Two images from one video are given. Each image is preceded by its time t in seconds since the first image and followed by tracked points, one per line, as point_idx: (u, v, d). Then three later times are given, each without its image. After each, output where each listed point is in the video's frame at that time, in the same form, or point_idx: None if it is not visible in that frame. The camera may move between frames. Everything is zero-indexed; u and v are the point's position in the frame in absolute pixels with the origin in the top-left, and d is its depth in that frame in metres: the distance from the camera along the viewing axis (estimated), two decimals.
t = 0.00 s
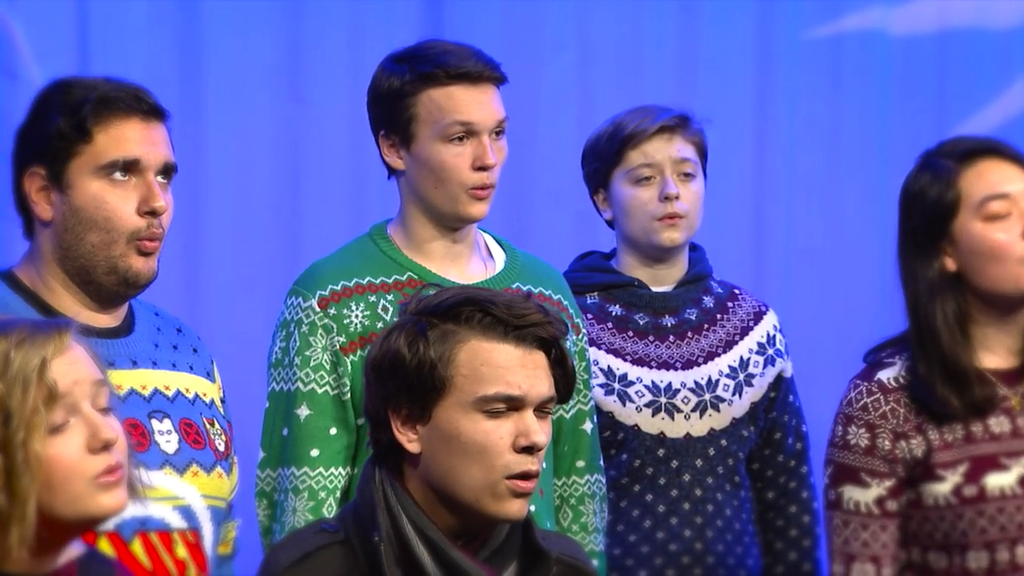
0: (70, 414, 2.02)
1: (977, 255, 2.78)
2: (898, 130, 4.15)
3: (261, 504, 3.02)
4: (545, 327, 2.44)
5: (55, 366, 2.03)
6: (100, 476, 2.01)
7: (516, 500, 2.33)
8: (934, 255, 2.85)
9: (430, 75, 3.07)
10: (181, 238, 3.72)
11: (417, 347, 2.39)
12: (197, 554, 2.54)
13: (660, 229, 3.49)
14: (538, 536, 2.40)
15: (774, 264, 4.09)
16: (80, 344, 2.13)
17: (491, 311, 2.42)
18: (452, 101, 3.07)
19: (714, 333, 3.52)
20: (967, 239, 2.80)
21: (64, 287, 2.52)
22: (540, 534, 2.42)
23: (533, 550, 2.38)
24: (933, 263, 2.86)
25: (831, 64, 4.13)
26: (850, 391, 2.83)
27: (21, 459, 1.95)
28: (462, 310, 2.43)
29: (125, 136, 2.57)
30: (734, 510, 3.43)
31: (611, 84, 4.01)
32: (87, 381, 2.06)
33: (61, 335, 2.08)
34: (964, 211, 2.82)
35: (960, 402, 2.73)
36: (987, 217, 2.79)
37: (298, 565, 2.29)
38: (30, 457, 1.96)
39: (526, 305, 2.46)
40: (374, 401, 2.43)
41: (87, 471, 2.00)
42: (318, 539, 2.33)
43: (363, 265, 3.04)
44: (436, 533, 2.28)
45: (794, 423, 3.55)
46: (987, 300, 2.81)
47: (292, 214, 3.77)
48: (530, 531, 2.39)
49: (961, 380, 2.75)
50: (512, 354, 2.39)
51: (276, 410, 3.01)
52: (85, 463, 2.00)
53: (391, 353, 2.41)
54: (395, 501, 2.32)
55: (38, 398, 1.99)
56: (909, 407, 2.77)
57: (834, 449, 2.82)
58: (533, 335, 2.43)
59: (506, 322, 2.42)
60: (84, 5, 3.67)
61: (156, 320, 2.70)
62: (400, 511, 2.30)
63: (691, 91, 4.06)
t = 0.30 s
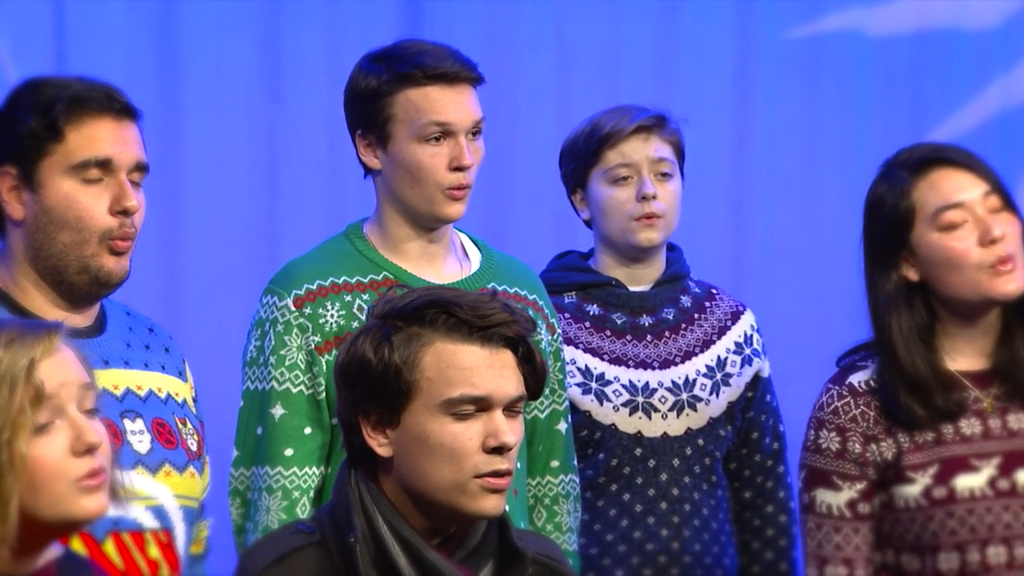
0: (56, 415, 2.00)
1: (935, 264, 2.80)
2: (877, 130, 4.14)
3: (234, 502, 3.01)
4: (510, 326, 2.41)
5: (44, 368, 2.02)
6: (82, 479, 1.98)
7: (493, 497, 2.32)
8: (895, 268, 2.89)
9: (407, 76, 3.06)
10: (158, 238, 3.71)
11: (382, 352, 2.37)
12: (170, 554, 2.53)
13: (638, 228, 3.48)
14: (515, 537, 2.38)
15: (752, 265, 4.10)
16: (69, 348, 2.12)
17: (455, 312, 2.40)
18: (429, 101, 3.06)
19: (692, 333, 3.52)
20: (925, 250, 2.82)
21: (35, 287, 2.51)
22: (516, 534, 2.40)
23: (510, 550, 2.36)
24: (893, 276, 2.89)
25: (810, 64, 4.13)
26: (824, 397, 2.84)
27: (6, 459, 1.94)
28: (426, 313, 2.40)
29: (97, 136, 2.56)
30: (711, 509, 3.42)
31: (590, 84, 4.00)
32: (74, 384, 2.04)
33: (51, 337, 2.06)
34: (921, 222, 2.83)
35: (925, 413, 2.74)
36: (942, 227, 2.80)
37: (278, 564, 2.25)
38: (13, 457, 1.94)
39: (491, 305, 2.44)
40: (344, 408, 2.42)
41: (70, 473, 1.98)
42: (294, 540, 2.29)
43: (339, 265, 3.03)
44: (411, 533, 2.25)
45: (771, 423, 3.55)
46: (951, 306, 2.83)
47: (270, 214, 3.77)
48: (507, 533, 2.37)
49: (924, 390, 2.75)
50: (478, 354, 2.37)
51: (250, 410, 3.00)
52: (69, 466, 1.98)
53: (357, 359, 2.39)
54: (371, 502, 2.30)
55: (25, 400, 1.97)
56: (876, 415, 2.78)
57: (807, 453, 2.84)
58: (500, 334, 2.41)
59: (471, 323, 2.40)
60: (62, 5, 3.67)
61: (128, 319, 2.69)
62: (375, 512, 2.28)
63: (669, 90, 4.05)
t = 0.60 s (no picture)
0: (24, 409, 1.98)
1: (914, 255, 2.82)
2: (852, 131, 4.16)
3: (207, 503, 3.00)
4: (481, 329, 2.38)
5: (14, 361, 2.01)
6: (46, 475, 1.95)
7: (459, 503, 2.30)
8: (874, 258, 2.91)
9: (383, 75, 3.05)
10: (132, 237, 3.70)
11: (351, 354, 2.35)
12: (140, 555, 2.50)
13: (613, 226, 3.48)
14: (491, 537, 2.37)
15: (729, 264, 4.10)
16: (48, 347, 2.10)
17: (425, 315, 2.37)
18: (404, 101, 3.05)
19: (667, 332, 3.52)
20: (903, 241, 2.84)
21: (4, 286, 2.49)
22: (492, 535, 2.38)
23: (485, 549, 2.35)
24: (871, 266, 2.92)
25: (785, 66, 4.14)
26: (805, 382, 2.83)
27: None
28: (396, 315, 2.37)
29: (70, 137, 2.55)
30: (685, 509, 3.43)
31: (565, 84, 4.01)
32: (47, 380, 2.02)
33: (28, 333, 2.06)
34: (899, 213, 2.86)
35: (905, 403, 2.74)
36: (921, 217, 2.82)
37: (254, 564, 2.23)
38: None
39: (462, 307, 2.41)
40: (316, 408, 2.39)
41: (34, 468, 1.95)
42: (269, 541, 2.27)
43: (313, 265, 3.02)
44: (388, 536, 2.23)
45: (745, 423, 3.55)
46: (933, 296, 2.84)
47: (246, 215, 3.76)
48: (482, 533, 2.35)
49: (902, 380, 2.75)
50: (447, 358, 2.34)
51: (224, 409, 2.99)
52: (34, 460, 1.95)
53: (327, 360, 2.36)
54: (346, 502, 2.27)
55: None
56: (856, 404, 2.78)
57: (786, 440, 2.84)
58: (469, 337, 2.38)
59: (440, 326, 2.37)
60: (36, 5, 3.66)
61: (98, 319, 2.68)
62: (350, 512, 2.25)
63: (646, 89, 4.06)
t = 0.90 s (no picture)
0: None
1: (916, 252, 2.80)
2: (827, 132, 4.17)
3: (185, 503, 2.98)
4: (459, 328, 2.36)
5: None
6: (11, 477, 1.92)
7: (435, 502, 2.27)
8: (875, 249, 2.88)
9: (361, 75, 3.05)
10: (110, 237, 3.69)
11: (328, 352, 2.32)
12: (112, 556, 2.48)
13: (590, 225, 3.48)
14: (469, 539, 2.35)
15: (705, 263, 4.10)
16: (17, 346, 2.04)
17: (402, 313, 2.35)
18: (382, 101, 3.05)
19: (645, 332, 3.52)
20: (907, 237, 2.82)
21: None
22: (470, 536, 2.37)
23: (462, 550, 2.33)
24: (874, 257, 2.88)
25: (761, 66, 4.15)
26: (784, 372, 2.82)
27: None
28: (374, 314, 2.35)
29: (41, 135, 2.55)
30: (664, 509, 3.43)
31: (542, 84, 4.01)
32: (12, 380, 1.97)
33: None
34: (907, 208, 2.83)
35: (889, 394, 2.74)
36: (929, 215, 2.80)
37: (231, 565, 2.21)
38: None
39: (442, 306, 2.38)
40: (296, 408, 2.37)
41: None
42: (248, 540, 2.25)
43: (291, 264, 3.02)
44: (366, 538, 2.22)
45: (723, 423, 3.56)
46: (926, 296, 2.83)
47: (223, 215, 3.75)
48: (460, 535, 2.34)
49: (892, 372, 2.76)
50: (423, 356, 2.32)
51: (202, 410, 2.97)
52: None
53: (305, 358, 2.34)
54: (323, 503, 2.26)
55: None
56: (843, 392, 2.78)
57: (765, 428, 2.81)
58: (447, 337, 2.35)
59: (418, 325, 2.34)
60: (11, 5, 3.66)
61: (73, 319, 2.68)
62: (328, 514, 2.24)
63: (623, 89, 4.06)
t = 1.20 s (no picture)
0: None
1: (913, 253, 2.79)
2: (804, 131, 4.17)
3: (163, 503, 2.91)
4: (458, 330, 2.29)
5: None
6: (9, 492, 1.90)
7: (423, 504, 2.20)
8: (873, 242, 2.85)
9: (339, 75, 2.99)
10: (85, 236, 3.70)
11: (328, 348, 2.23)
12: (88, 556, 2.51)
13: (571, 226, 3.48)
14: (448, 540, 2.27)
15: (683, 263, 4.10)
16: None
17: (404, 312, 2.27)
18: (361, 101, 2.99)
19: (625, 333, 3.52)
20: (906, 236, 2.80)
21: None
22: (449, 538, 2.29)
23: (440, 550, 2.25)
24: (872, 252, 2.85)
25: (738, 66, 4.15)
26: (756, 372, 2.81)
27: None
28: (374, 312, 2.27)
29: (14, 135, 2.54)
30: (645, 509, 3.42)
31: (520, 83, 4.01)
32: None
33: None
34: (910, 209, 2.82)
35: (867, 390, 2.75)
36: (931, 218, 2.79)
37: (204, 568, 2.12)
38: None
39: (440, 308, 2.31)
40: (285, 403, 2.27)
41: None
42: (224, 540, 2.17)
43: (270, 265, 2.95)
44: (345, 537, 2.15)
45: (703, 423, 3.55)
46: (910, 298, 2.83)
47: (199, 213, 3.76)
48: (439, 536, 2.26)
49: (875, 369, 2.78)
50: (424, 356, 2.24)
51: (180, 410, 2.91)
52: None
53: (302, 353, 2.24)
54: (303, 503, 2.17)
55: None
56: (819, 392, 2.77)
57: (738, 430, 2.80)
58: (446, 338, 2.28)
59: (419, 324, 2.27)
60: None
61: (48, 319, 2.66)
62: (307, 514, 2.16)
63: (600, 88, 4.06)
